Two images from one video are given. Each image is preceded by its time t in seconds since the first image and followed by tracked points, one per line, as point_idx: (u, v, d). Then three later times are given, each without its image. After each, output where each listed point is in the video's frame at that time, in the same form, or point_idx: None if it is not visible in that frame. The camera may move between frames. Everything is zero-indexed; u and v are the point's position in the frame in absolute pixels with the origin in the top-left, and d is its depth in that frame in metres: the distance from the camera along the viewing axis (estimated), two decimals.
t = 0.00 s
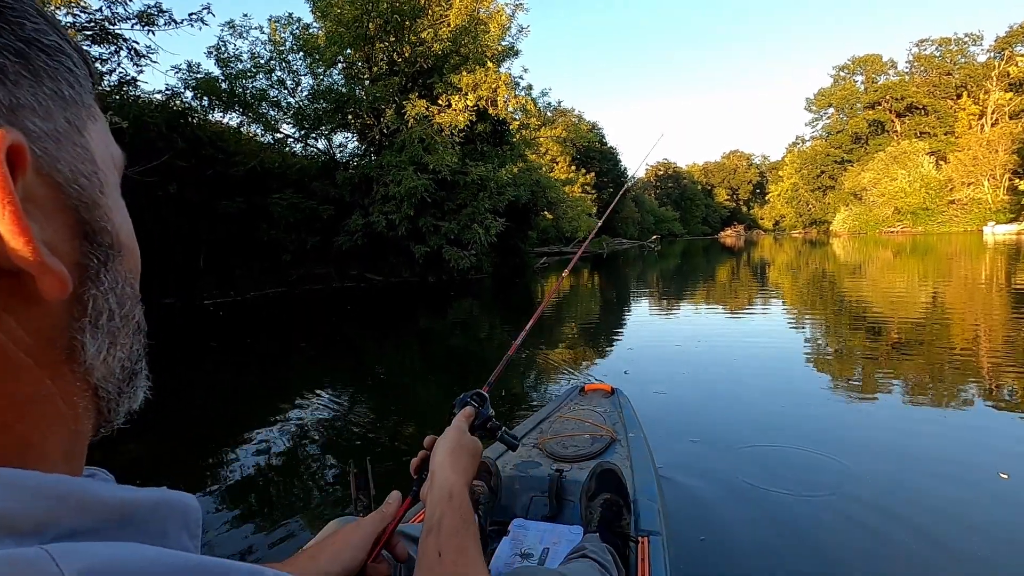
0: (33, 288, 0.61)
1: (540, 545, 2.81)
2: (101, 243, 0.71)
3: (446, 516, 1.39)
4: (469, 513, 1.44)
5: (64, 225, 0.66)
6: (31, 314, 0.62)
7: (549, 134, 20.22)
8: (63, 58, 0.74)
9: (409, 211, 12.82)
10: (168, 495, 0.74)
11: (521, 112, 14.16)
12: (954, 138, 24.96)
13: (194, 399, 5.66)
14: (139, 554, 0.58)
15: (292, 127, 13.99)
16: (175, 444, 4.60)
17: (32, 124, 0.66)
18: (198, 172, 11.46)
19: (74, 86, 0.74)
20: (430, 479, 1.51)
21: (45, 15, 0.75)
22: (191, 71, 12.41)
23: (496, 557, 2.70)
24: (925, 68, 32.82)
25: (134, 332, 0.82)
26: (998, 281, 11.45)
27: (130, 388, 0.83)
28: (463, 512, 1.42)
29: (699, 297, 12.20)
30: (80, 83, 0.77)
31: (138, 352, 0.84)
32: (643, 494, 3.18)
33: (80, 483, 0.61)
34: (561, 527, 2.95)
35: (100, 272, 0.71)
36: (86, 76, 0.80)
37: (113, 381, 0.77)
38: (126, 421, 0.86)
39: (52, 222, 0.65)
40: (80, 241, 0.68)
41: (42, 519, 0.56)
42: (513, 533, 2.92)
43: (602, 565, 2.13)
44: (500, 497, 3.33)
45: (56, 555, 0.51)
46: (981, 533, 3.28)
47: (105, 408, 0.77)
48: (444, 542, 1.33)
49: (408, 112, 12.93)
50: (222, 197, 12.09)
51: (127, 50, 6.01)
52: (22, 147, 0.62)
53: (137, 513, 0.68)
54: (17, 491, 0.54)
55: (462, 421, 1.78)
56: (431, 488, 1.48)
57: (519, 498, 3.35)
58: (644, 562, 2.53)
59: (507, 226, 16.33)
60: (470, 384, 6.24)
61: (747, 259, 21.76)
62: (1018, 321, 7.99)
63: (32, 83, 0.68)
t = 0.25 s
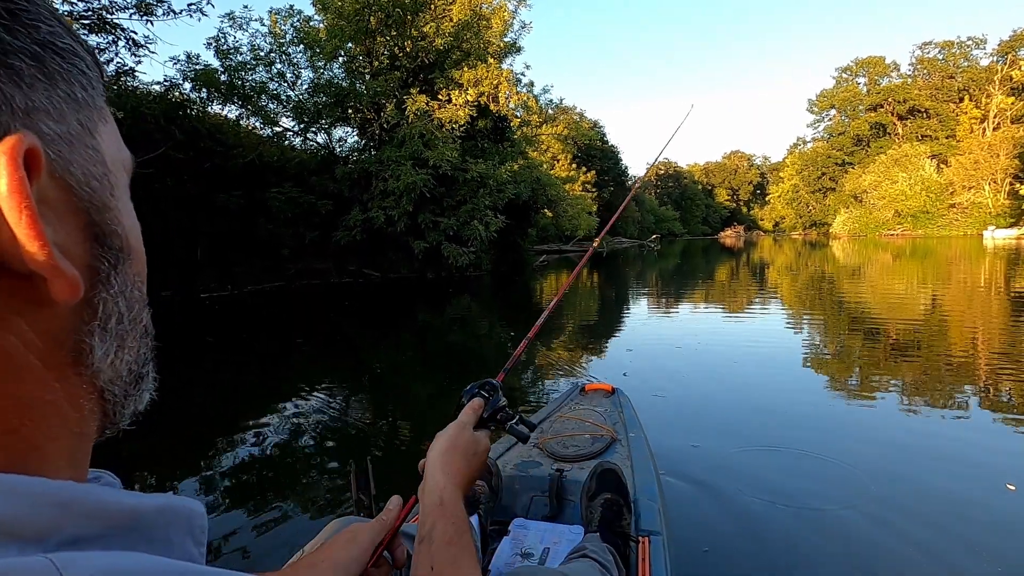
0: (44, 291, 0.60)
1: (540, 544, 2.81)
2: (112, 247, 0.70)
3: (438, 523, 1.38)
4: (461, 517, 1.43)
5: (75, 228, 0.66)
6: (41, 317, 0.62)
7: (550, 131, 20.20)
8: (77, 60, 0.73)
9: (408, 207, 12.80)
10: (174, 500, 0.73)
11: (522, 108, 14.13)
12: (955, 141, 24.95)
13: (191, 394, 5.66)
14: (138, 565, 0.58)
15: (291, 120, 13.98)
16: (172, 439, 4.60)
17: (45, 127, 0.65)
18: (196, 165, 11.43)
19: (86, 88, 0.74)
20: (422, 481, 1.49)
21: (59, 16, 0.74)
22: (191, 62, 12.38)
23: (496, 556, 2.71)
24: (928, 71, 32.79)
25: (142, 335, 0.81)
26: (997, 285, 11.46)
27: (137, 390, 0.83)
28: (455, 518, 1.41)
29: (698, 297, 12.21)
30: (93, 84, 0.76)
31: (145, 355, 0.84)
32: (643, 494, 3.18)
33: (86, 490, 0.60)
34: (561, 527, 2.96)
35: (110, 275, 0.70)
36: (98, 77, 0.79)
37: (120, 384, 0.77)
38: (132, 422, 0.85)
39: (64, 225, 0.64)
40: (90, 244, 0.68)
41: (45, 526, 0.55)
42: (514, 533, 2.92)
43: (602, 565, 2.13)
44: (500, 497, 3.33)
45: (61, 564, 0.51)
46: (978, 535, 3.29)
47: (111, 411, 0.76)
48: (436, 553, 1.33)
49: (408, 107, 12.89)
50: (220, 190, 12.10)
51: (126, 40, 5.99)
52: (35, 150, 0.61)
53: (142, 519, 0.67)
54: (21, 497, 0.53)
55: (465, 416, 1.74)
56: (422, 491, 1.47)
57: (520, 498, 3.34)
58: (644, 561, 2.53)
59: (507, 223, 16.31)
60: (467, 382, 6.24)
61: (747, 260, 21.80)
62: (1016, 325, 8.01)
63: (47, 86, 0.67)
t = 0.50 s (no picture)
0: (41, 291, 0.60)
1: (540, 545, 2.81)
2: (107, 247, 0.70)
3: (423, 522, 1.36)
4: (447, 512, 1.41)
5: (71, 230, 0.65)
6: (38, 317, 0.61)
7: (548, 132, 20.21)
8: (73, 63, 0.73)
9: (406, 207, 12.78)
10: (169, 500, 0.73)
11: (520, 109, 14.12)
12: (953, 139, 24.95)
13: (189, 397, 5.65)
14: (137, 560, 0.58)
15: (288, 121, 13.95)
16: (168, 442, 4.59)
17: (42, 128, 0.65)
18: (193, 167, 11.42)
19: (82, 90, 0.73)
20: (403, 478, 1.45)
21: (55, 19, 0.73)
22: (187, 63, 12.29)
23: (496, 557, 2.71)
24: (926, 69, 32.78)
25: (135, 336, 0.81)
26: (996, 283, 11.46)
27: (130, 389, 0.83)
28: (442, 514, 1.39)
29: (698, 296, 12.19)
30: (88, 86, 0.76)
31: (138, 356, 0.84)
32: (643, 494, 3.18)
33: (83, 489, 0.60)
34: (561, 527, 2.96)
35: (105, 276, 0.70)
36: (93, 78, 0.79)
37: (113, 384, 0.76)
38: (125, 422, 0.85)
39: (61, 226, 0.64)
40: (86, 246, 0.67)
41: (44, 524, 0.55)
42: (514, 533, 2.92)
43: (602, 565, 2.12)
44: (501, 498, 3.33)
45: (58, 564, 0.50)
46: (978, 533, 3.29)
47: (104, 412, 0.75)
48: (423, 551, 1.32)
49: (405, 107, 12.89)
50: (217, 192, 12.07)
51: (120, 41, 5.98)
52: (32, 151, 0.61)
53: (138, 518, 0.67)
54: (18, 497, 0.53)
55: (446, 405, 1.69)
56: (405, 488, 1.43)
57: (520, 499, 3.34)
58: (644, 561, 2.53)
59: (505, 224, 16.29)
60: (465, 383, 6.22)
61: (746, 259, 21.82)
62: (1016, 323, 8.00)
63: (44, 88, 0.67)
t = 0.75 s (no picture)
0: (36, 289, 0.60)
1: (540, 545, 2.80)
2: (101, 245, 0.69)
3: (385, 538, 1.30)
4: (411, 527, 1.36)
5: (65, 226, 0.65)
6: (33, 313, 0.61)
7: (545, 133, 20.20)
8: (66, 63, 0.73)
9: (403, 210, 12.75)
10: (168, 497, 0.72)
11: (517, 110, 14.11)
12: (951, 137, 24.97)
13: (187, 402, 5.65)
14: (133, 555, 0.57)
15: (285, 126, 13.82)
16: (166, 447, 4.59)
17: (35, 127, 0.65)
18: (189, 171, 11.41)
19: (75, 89, 0.73)
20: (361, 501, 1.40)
21: (48, 20, 0.73)
22: (182, 68, 12.35)
23: (496, 557, 2.71)
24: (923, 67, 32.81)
25: (132, 333, 0.80)
26: (997, 280, 11.45)
27: (127, 388, 0.82)
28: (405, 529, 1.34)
29: (698, 296, 12.17)
30: (81, 86, 0.75)
31: (134, 352, 0.83)
32: (643, 494, 3.17)
33: (80, 485, 0.60)
34: (561, 527, 2.95)
35: (100, 273, 0.69)
36: (86, 77, 0.78)
37: (110, 382, 0.75)
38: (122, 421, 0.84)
39: (54, 223, 0.63)
40: (81, 242, 0.67)
41: (38, 519, 0.54)
42: (514, 533, 2.92)
43: (602, 565, 2.12)
44: (501, 498, 3.33)
45: (56, 559, 0.50)
46: (978, 532, 3.28)
47: (101, 408, 0.75)
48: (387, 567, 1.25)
49: (401, 110, 12.87)
50: (213, 196, 12.04)
51: (114, 46, 5.98)
52: (25, 150, 0.61)
53: (135, 515, 0.66)
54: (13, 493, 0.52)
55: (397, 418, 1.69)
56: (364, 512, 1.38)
57: (520, 498, 3.34)
58: (644, 561, 2.52)
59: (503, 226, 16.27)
60: (464, 386, 6.21)
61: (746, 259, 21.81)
62: (1017, 320, 7.98)
63: (37, 88, 0.67)
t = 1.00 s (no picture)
0: (35, 284, 0.60)
1: (540, 545, 2.80)
2: (97, 241, 0.69)
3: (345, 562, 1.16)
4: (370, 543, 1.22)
5: (62, 222, 0.65)
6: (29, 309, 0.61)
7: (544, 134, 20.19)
8: (59, 62, 0.72)
9: (401, 212, 12.68)
10: (165, 493, 0.72)
11: (515, 111, 14.11)
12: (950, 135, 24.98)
13: (184, 405, 5.64)
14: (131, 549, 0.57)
15: (281, 127, 13.91)
16: (163, 450, 4.59)
17: (30, 125, 0.64)
18: (186, 174, 11.41)
19: (68, 89, 0.73)
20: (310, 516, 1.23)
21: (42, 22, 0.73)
22: (178, 71, 12.36)
23: (496, 557, 2.71)
24: (922, 66, 32.84)
25: (127, 329, 0.80)
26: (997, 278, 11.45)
27: (122, 384, 0.82)
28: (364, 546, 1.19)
29: (698, 296, 12.16)
30: (74, 85, 0.75)
31: (130, 348, 0.83)
32: (643, 494, 3.16)
33: (75, 478, 0.59)
34: (561, 527, 2.95)
35: (96, 269, 0.69)
36: (79, 76, 0.78)
37: (106, 376, 0.75)
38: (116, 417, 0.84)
39: (51, 218, 0.63)
40: (77, 239, 0.67)
41: (38, 511, 0.54)
42: (513, 533, 2.92)
43: (602, 565, 2.11)
44: (500, 497, 3.32)
45: (53, 549, 0.49)
46: (979, 532, 3.28)
47: (96, 403, 0.75)
48: None
49: (398, 111, 12.83)
50: (209, 199, 12.00)
51: (109, 49, 5.98)
52: (23, 146, 0.61)
53: (131, 509, 0.66)
54: (15, 485, 0.52)
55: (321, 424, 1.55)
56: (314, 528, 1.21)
57: (519, 498, 3.33)
58: (644, 561, 2.52)
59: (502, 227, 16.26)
60: (463, 388, 6.20)
61: (746, 258, 21.81)
62: (1017, 318, 7.98)
63: (31, 86, 0.66)
